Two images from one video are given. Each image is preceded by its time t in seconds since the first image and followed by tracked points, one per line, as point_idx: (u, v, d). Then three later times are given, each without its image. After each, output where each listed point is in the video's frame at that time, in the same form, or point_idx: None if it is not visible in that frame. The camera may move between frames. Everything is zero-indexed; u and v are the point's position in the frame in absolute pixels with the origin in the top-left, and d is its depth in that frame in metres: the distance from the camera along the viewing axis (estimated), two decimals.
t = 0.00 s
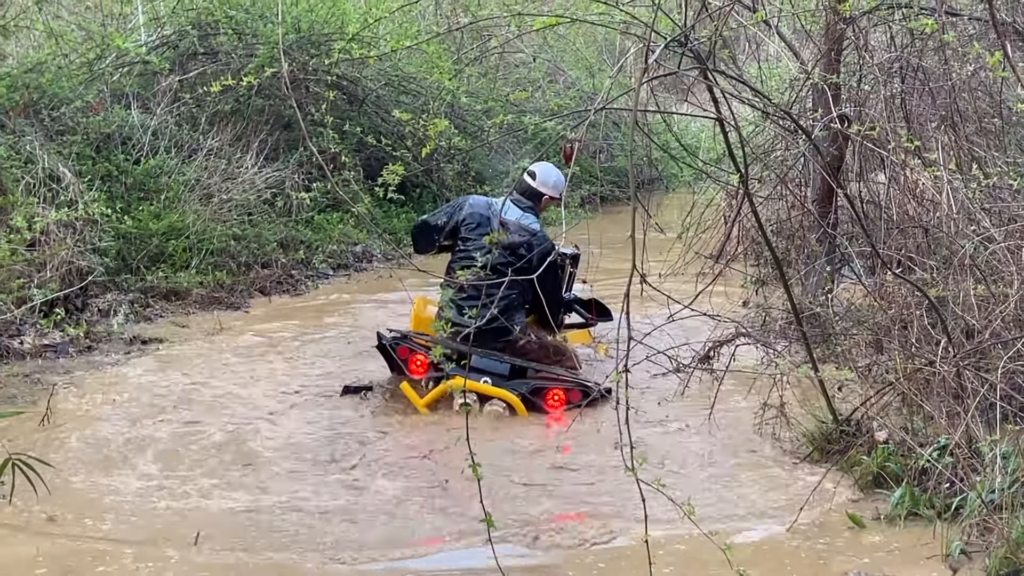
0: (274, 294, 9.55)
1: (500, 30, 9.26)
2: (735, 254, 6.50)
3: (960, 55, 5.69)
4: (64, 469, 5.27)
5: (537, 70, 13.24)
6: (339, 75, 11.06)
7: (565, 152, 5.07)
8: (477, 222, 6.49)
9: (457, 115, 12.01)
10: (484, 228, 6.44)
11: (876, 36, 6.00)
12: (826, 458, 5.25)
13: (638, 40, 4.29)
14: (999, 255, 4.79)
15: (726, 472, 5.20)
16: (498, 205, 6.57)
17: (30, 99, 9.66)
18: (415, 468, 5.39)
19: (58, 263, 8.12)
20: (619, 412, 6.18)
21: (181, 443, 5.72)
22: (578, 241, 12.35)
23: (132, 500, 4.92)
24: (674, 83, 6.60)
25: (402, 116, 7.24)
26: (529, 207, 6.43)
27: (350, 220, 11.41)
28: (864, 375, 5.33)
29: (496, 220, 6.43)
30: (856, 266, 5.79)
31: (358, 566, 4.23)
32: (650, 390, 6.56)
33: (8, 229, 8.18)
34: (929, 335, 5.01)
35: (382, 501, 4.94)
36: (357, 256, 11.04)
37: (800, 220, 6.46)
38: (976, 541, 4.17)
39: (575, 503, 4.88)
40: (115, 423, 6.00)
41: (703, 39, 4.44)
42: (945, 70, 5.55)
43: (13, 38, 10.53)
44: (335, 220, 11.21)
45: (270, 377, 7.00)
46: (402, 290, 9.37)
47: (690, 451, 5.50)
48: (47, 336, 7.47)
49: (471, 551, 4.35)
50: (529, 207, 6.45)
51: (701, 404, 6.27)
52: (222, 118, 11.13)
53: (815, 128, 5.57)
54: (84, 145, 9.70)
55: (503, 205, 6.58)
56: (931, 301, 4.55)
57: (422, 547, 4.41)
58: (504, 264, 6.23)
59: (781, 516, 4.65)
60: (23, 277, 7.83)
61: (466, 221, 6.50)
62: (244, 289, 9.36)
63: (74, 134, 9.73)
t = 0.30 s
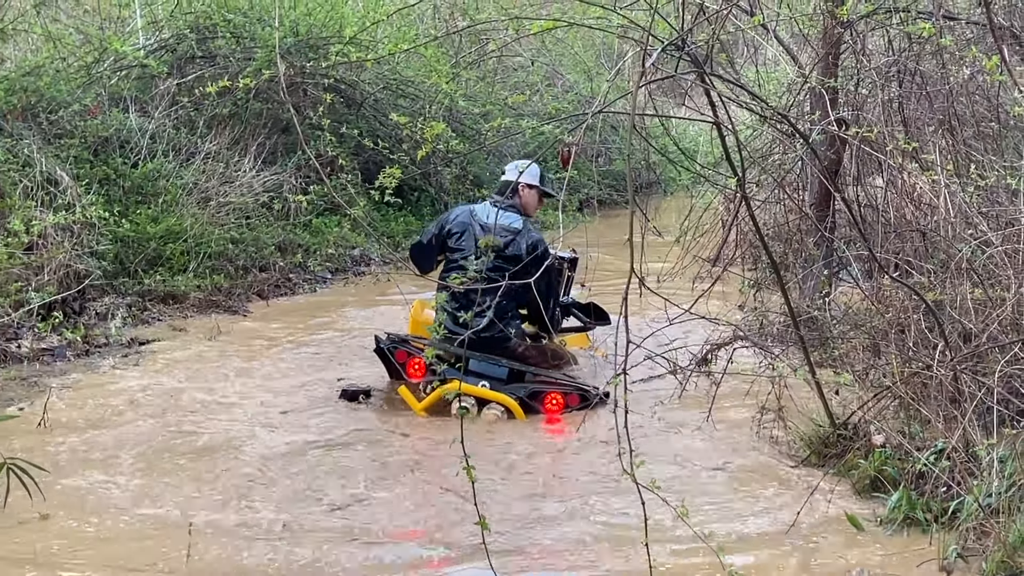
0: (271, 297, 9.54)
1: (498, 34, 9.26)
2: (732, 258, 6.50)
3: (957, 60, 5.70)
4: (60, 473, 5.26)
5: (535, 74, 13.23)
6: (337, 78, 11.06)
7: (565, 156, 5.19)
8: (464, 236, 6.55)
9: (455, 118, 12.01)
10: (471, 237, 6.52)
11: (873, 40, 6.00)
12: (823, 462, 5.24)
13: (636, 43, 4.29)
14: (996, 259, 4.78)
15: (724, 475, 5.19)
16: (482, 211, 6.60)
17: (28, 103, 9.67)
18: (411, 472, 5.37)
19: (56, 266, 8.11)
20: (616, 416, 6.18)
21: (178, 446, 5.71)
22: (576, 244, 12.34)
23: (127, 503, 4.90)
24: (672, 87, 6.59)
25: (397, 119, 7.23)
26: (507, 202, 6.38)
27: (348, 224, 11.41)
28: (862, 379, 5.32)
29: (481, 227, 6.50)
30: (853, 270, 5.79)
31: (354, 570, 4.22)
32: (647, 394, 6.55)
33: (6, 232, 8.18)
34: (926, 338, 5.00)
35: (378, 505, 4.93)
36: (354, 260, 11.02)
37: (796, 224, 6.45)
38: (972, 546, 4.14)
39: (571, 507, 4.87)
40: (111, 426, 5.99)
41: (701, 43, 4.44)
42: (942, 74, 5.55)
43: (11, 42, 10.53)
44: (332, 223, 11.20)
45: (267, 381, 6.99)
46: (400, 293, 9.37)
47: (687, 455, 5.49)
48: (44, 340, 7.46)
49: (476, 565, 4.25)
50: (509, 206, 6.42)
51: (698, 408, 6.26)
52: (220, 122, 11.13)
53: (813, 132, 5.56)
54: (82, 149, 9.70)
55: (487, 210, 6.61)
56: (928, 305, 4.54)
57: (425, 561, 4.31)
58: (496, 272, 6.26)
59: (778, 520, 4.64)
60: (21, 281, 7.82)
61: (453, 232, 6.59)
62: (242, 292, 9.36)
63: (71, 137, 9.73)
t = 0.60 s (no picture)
0: (270, 300, 9.54)
1: (496, 36, 9.25)
2: (730, 261, 6.50)
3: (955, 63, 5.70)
4: (59, 475, 5.26)
5: (534, 76, 13.23)
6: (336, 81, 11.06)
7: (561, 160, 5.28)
8: (457, 244, 6.59)
9: (454, 121, 12.03)
10: (462, 244, 6.56)
11: (871, 43, 6.01)
12: (820, 465, 5.24)
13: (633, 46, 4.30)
14: (994, 261, 4.79)
15: (721, 478, 5.19)
16: (472, 216, 6.63)
17: (27, 105, 9.68)
18: (410, 474, 5.38)
19: (54, 268, 8.10)
20: (615, 419, 6.18)
21: (175, 448, 5.70)
22: (574, 247, 12.34)
23: (125, 505, 4.91)
24: (671, 90, 6.60)
25: (395, 122, 7.24)
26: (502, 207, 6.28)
27: (347, 226, 11.41)
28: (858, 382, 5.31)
29: (472, 233, 6.53)
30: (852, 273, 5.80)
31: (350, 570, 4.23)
32: (646, 397, 6.56)
33: (4, 235, 8.17)
34: (924, 341, 5.01)
35: (375, 506, 4.94)
36: (353, 263, 11.00)
37: (794, 227, 6.44)
38: (969, 548, 4.13)
39: (569, 509, 4.88)
40: (109, 429, 6.00)
41: (697, 45, 4.44)
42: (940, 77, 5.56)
43: (10, 44, 10.54)
44: (330, 226, 11.21)
45: (264, 383, 7.00)
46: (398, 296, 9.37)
47: (685, 457, 5.49)
48: (42, 342, 7.46)
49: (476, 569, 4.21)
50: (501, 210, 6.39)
51: (696, 411, 6.26)
52: (218, 124, 11.13)
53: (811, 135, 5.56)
54: (81, 151, 9.70)
55: (476, 214, 6.62)
56: (926, 308, 4.55)
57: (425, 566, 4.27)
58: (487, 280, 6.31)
59: (776, 522, 4.65)
60: (19, 284, 7.82)
61: (445, 240, 6.64)
62: (240, 295, 9.36)
63: (70, 140, 9.73)
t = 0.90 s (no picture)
0: (268, 302, 9.54)
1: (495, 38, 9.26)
2: (729, 262, 6.50)
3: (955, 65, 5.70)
4: (57, 477, 5.26)
5: (533, 78, 13.23)
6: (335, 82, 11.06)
7: (559, 161, 5.32)
8: (458, 244, 6.58)
9: (453, 123, 12.03)
10: (463, 244, 6.56)
11: (870, 46, 6.02)
12: (819, 467, 5.24)
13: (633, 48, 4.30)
14: (993, 264, 4.79)
15: (720, 480, 5.18)
16: (472, 215, 6.62)
17: (26, 107, 9.68)
18: (408, 476, 5.37)
19: (53, 270, 8.10)
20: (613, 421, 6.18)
21: (174, 450, 5.71)
22: (573, 248, 12.33)
23: (124, 507, 4.91)
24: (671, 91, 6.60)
25: (395, 123, 7.23)
26: (501, 206, 6.28)
27: (346, 228, 11.41)
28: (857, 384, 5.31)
29: (472, 233, 6.52)
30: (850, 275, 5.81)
31: (349, 571, 4.24)
32: (644, 399, 6.55)
33: (3, 237, 8.17)
34: (922, 343, 5.01)
35: (374, 507, 4.94)
36: (352, 264, 10.99)
37: (793, 229, 6.45)
38: (967, 550, 4.12)
39: (567, 511, 4.87)
40: (108, 430, 5.99)
41: (696, 47, 4.44)
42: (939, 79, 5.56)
43: (9, 46, 10.53)
44: (329, 228, 11.21)
45: (262, 385, 6.99)
46: (397, 298, 9.36)
47: (684, 459, 5.49)
48: (41, 344, 7.46)
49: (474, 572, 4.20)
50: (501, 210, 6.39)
51: (695, 413, 6.26)
52: (217, 126, 11.12)
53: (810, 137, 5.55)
54: (80, 153, 9.70)
55: (475, 213, 6.60)
56: (925, 310, 4.55)
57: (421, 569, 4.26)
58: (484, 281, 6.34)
59: (775, 524, 4.65)
60: (18, 285, 7.82)
61: (446, 240, 6.64)
62: (239, 296, 9.36)
63: (69, 141, 9.73)
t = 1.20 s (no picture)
0: (268, 302, 9.55)
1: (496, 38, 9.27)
2: (729, 262, 6.50)
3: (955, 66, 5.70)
4: (58, 477, 5.26)
5: (533, 79, 13.25)
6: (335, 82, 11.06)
7: (560, 161, 5.33)
8: (459, 242, 6.58)
9: (453, 124, 12.05)
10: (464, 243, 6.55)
11: (869, 46, 6.02)
12: (820, 467, 5.25)
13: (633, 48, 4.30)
14: (993, 264, 4.79)
15: (720, 480, 5.19)
16: (472, 212, 6.58)
17: (26, 108, 9.66)
18: (408, 476, 5.37)
19: (53, 271, 8.09)
20: (613, 421, 6.18)
21: (173, 450, 5.71)
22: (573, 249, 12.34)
23: (124, 507, 4.91)
24: (670, 92, 6.59)
25: (394, 123, 7.19)
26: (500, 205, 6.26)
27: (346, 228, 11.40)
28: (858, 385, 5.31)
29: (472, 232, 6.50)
30: (850, 276, 5.81)
31: (350, 571, 4.25)
32: (644, 399, 6.55)
33: (3, 237, 8.16)
34: (922, 343, 5.01)
35: (374, 507, 4.95)
36: (352, 265, 11.00)
37: (793, 229, 6.46)
38: (967, 551, 4.12)
39: (568, 511, 4.88)
40: (108, 430, 6.00)
41: (697, 48, 4.44)
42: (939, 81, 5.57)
43: (9, 46, 10.52)
44: (330, 228, 11.22)
45: (262, 385, 6.99)
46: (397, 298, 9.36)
47: (683, 460, 5.49)
48: (41, 344, 7.46)
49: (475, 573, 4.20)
50: (501, 209, 6.38)
51: (695, 413, 6.26)
52: (217, 126, 11.12)
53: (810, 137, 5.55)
54: (80, 154, 9.70)
55: (475, 210, 6.56)
56: (925, 311, 4.55)
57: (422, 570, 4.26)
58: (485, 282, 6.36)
59: (775, 524, 4.65)
60: (18, 286, 7.81)
61: (450, 238, 6.65)
62: (239, 297, 9.37)
63: (69, 142, 9.74)
